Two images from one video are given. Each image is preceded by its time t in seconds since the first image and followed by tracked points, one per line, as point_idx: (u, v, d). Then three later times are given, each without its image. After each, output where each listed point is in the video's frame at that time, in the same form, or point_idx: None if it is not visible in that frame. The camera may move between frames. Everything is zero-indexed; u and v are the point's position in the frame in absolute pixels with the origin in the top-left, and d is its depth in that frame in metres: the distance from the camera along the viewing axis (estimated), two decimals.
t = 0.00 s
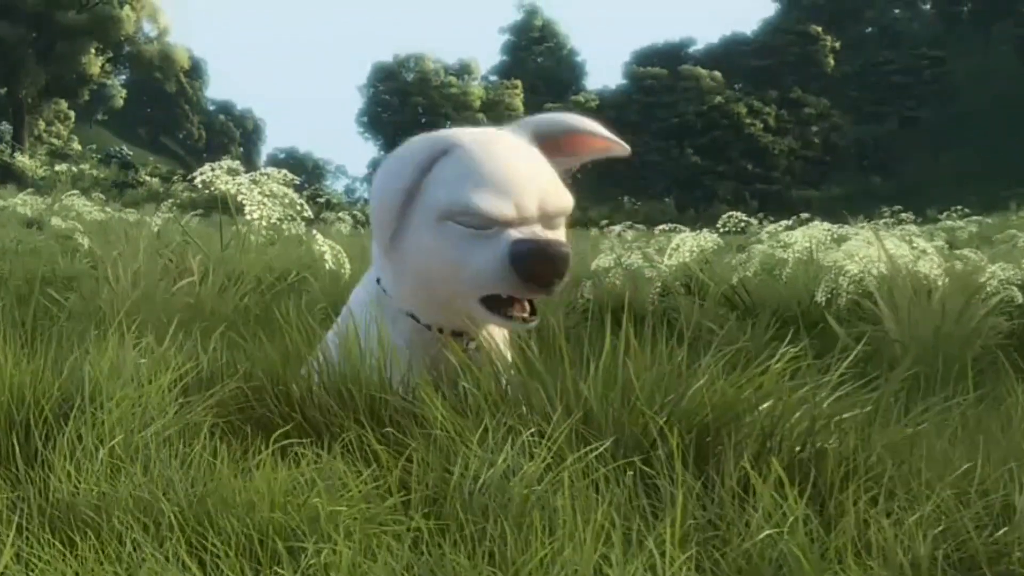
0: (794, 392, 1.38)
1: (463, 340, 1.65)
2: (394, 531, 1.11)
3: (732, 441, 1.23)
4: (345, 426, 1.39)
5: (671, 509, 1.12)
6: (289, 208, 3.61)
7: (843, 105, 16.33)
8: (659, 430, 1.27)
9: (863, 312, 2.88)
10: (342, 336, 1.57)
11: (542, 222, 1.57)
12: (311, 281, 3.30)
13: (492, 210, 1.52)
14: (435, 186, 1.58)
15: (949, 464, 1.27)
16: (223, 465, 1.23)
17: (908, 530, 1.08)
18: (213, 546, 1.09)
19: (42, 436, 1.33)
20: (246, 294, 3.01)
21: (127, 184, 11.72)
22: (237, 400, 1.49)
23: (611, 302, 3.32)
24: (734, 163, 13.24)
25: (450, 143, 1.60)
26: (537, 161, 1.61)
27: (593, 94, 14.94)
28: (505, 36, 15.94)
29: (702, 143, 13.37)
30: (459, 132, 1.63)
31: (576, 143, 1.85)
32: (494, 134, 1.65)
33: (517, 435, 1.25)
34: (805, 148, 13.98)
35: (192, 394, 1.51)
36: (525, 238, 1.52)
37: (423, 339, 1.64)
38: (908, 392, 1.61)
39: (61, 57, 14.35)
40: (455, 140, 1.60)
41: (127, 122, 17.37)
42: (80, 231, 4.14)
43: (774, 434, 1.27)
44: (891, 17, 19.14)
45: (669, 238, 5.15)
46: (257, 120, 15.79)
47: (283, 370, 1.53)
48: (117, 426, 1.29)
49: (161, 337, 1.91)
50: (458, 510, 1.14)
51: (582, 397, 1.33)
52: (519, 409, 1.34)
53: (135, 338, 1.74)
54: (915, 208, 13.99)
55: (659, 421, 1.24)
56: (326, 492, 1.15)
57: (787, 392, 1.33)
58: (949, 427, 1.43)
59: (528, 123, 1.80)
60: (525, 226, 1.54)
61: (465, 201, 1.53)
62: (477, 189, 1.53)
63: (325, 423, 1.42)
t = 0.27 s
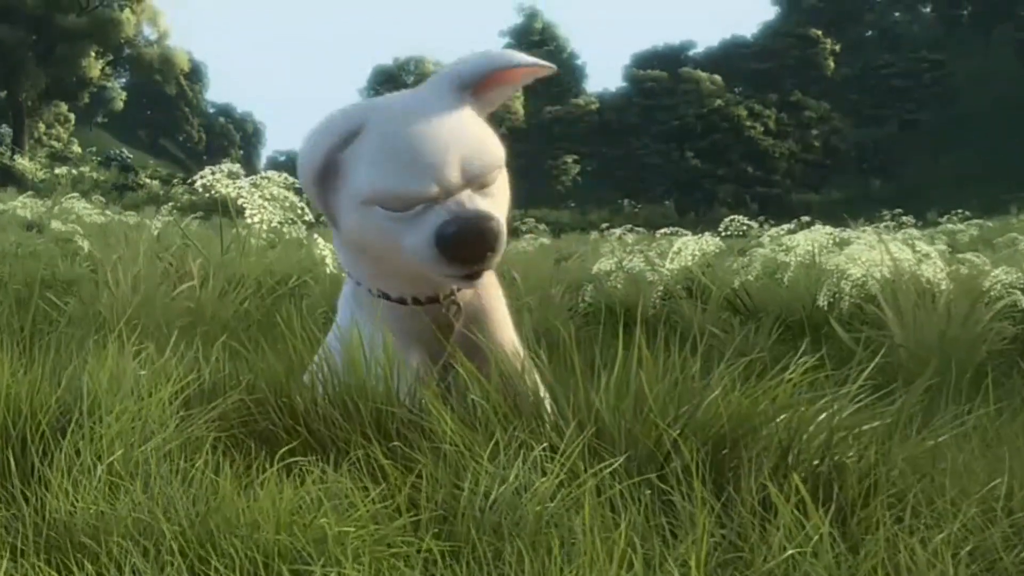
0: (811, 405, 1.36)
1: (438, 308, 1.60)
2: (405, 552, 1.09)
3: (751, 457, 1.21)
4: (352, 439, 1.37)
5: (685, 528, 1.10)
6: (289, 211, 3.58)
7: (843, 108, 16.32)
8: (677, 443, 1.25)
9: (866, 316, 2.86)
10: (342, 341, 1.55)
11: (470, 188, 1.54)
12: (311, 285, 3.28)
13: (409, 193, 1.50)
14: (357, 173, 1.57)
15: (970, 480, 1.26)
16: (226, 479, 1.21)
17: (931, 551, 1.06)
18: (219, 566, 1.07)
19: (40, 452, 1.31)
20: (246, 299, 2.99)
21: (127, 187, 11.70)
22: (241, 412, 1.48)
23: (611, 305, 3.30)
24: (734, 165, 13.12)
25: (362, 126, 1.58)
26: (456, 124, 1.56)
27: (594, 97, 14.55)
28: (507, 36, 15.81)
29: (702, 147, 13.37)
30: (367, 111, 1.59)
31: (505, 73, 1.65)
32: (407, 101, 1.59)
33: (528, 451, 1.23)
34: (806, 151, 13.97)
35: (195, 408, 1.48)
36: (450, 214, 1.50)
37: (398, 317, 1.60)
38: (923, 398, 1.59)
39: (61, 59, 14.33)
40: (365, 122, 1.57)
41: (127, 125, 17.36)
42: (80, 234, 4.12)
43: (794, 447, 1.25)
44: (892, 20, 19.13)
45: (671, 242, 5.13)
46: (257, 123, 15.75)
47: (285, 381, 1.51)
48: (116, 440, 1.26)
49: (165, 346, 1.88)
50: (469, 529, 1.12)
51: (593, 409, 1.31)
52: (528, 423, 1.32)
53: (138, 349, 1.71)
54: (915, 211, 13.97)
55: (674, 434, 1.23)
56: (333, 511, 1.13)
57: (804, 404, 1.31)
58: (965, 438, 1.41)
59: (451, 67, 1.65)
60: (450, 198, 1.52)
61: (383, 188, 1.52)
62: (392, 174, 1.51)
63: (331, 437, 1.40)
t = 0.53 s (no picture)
0: (825, 415, 1.34)
1: (438, 304, 1.53)
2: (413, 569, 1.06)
3: (767, 468, 1.20)
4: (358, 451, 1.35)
5: (701, 544, 1.08)
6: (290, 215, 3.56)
7: (843, 111, 16.32)
8: (690, 454, 1.23)
9: (868, 318, 2.84)
10: (346, 347, 1.52)
11: (449, 161, 1.45)
12: (312, 288, 3.26)
13: (380, 164, 1.42)
14: (332, 154, 1.50)
15: (989, 492, 1.24)
16: (228, 492, 1.19)
17: (953, 567, 1.04)
18: None
19: (37, 464, 1.29)
20: (247, 303, 2.97)
21: (127, 189, 11.68)
22: (243, 424, 1.46)
23: (612, 307, 3.28)
24: (734, 168, 13.12)
25: (338, 110, 1.53)
26: (435, 100, 1.49)
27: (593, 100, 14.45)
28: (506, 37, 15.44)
29: (703, 150, 13.43)
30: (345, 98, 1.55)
31: (488, 54, 1.65)
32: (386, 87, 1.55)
33: (540, 465, 1.20)
34: (806, 154, 13.97)
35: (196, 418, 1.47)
36: (426, 185, 1.42)
37: (402, 319, 1.53)
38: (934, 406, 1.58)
39: (61, 62, 14.32)
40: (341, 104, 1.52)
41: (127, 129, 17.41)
42: (80, 237, 4.11)
43: (811, 456, 1.23)
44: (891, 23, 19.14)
45: (672, 245, 5.12)
46: (257, 126, 15.75)
47: (289, 390, 1.49)
48: (116, 453, 1.24)
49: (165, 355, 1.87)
50: (481, 545, 1.10)
51: (605, 420, 1.30)
52: (539, 434, 1.30)
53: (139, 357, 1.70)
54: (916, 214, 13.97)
55: (686, 445, 1.21)
56: (340, 526, 1.11)
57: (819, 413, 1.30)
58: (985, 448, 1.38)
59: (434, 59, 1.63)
60: (426, 169, 1.43)
61: (355, 163, 1.45)
62: (364, 148, 1.44)
63: (336, 450, 1.38)
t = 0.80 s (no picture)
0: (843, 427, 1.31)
1: (451, 314, 1.54)
2: None
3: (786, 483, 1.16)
4: (363, 463, 1.32)
5: (723, 563, 1.04)
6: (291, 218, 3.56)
7: (843, 115, 16.32)
8: (707, 469, 1.19)
9: (871, 322, 2.81)
10: (353, 360, 1.50)
11: (462, 136, 1.51)
12: (313, 293, 3.24)
13: (393, 136, 1.48)
14: (346, 143, 1.57)
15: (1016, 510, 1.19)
16: (230, 508, 1.15)
17: None
18: None
19: (32, 478, 1.25)
20: (248, 306, 2.95)
21: (127, 193, 11.68)
22: (245, 437, 1.43)
23: (614, 312, 3.27)
24: (734, 172, 13.11)
25: (352, 108, 1.61)
26: (445, 93, 1.59)
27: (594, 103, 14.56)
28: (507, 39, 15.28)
29: (703, 153, 13.41)
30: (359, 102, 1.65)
31: (492, 65, 1.78)
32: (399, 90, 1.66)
33: (553, 483, 1.17)
34: (806, 157, 13.96)
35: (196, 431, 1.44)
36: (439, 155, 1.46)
37: (415, 332, 1.54)
38: (950, 416, 1.55)
39: (61, 66, 14.32)
40: (355, 103, 1.61)
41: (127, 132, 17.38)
42: (81, 240, 4.10)
43: (830, 469, 1.19)
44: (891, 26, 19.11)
45: (674, 249, 5.10)
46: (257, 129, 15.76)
47: (292, 401, 1.47)
48: (115, 468, 1.21)
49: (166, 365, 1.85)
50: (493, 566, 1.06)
51: (619, 433, 1.26)
52: (550, 448, 1.27)
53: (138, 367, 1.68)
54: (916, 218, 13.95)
55: (702, 456, 1.17)
56: (345, 546, 1.07)
57: (837, 426, 1.26)
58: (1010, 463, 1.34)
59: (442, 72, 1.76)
60: (439, 142, 1.48)
61: (370, 141, 1.50)
62: (379, 128, 1.50)
63: (340, 463, 1.35)
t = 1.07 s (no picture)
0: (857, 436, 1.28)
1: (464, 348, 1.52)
2: None
3: (802, 495, 1.14)
4: (370, 475, 1.30)
5: None
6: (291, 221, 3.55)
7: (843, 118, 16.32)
8: (720, 480, 1.17)
9: (874, 326, 2.79)
10: (360, 373, 1.48)
11: (494, 190, 1.50)
12: (314, 296, 3.23)
13: (423, 181, 1.47)
14: (371, 182, 1.56)
15: None
16: (233, 522, 1.13)
17: None
18: None
19: (30, 490, 1.23)
20: (248, 310, 2.94)
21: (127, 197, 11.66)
22: (247, 447, 1.41)
23: (614, 316, 3.25)
24: (735, 175, 13.10)
25: (377, 143, 1.61)
26: (475, 135, 1.58)
27: (594, 107, 14.42)
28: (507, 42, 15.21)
29: (703, 156, 13.40)
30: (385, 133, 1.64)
31: (515, 105, 1.82)
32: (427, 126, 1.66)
33: (564, 496, 1.15)
34: (807, 160, 13.94)
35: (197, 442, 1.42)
36: (470, 210, 1.44)
37: (425, 357, 1.52)
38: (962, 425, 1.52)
39: (61, 69, 14.29)
40: (385, 141, 1.59)
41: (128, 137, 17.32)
42: (80, 244, 4.08)
43: (848, 481, 1.17)
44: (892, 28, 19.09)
45: (675, 253, 5.09)
46: (257, 132, 15.75)
47: (296, 410, 1.45)
48: (115, 481, 1.19)
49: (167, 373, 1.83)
50: None
51: (632, 444, 1.24)
52: (560, 459, 1.25)
53: (139, 375, 1.66)
54: (917, 221, 13.95)
55: (715, 467, 1.15)
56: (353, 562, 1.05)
57: (850, 437, 1.24)
58: None
59: (468, 108, 1.77)
60: (471, 192, 1.46)
61: (398, 184, 1.49)
62: (409, 176, 1.48)
63: (346, 476, 1.33)
